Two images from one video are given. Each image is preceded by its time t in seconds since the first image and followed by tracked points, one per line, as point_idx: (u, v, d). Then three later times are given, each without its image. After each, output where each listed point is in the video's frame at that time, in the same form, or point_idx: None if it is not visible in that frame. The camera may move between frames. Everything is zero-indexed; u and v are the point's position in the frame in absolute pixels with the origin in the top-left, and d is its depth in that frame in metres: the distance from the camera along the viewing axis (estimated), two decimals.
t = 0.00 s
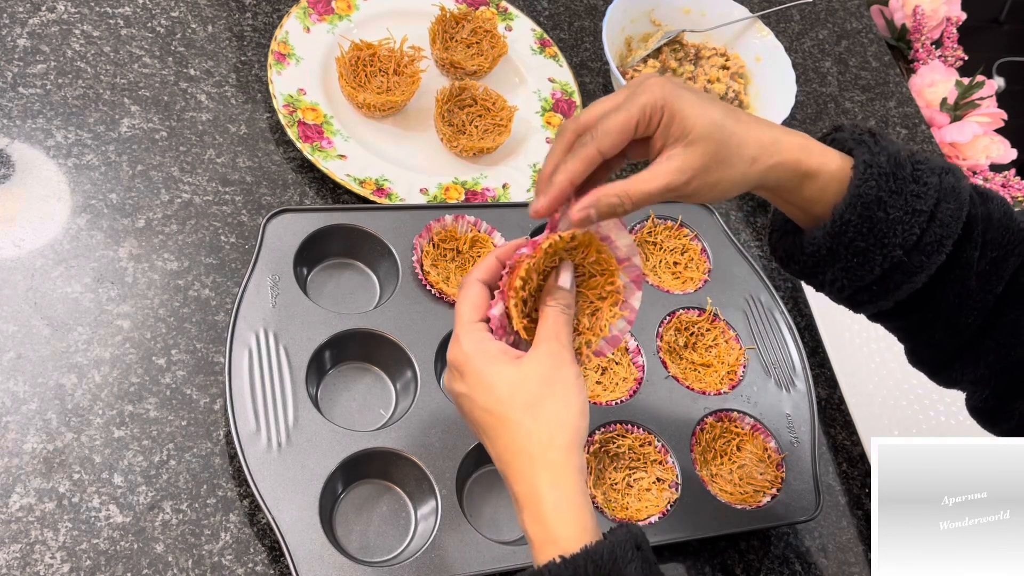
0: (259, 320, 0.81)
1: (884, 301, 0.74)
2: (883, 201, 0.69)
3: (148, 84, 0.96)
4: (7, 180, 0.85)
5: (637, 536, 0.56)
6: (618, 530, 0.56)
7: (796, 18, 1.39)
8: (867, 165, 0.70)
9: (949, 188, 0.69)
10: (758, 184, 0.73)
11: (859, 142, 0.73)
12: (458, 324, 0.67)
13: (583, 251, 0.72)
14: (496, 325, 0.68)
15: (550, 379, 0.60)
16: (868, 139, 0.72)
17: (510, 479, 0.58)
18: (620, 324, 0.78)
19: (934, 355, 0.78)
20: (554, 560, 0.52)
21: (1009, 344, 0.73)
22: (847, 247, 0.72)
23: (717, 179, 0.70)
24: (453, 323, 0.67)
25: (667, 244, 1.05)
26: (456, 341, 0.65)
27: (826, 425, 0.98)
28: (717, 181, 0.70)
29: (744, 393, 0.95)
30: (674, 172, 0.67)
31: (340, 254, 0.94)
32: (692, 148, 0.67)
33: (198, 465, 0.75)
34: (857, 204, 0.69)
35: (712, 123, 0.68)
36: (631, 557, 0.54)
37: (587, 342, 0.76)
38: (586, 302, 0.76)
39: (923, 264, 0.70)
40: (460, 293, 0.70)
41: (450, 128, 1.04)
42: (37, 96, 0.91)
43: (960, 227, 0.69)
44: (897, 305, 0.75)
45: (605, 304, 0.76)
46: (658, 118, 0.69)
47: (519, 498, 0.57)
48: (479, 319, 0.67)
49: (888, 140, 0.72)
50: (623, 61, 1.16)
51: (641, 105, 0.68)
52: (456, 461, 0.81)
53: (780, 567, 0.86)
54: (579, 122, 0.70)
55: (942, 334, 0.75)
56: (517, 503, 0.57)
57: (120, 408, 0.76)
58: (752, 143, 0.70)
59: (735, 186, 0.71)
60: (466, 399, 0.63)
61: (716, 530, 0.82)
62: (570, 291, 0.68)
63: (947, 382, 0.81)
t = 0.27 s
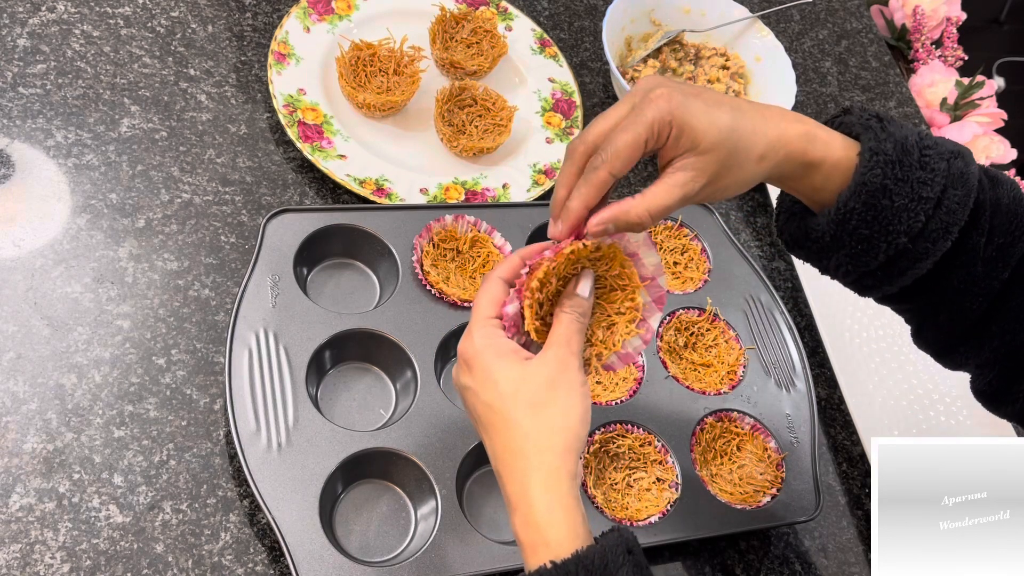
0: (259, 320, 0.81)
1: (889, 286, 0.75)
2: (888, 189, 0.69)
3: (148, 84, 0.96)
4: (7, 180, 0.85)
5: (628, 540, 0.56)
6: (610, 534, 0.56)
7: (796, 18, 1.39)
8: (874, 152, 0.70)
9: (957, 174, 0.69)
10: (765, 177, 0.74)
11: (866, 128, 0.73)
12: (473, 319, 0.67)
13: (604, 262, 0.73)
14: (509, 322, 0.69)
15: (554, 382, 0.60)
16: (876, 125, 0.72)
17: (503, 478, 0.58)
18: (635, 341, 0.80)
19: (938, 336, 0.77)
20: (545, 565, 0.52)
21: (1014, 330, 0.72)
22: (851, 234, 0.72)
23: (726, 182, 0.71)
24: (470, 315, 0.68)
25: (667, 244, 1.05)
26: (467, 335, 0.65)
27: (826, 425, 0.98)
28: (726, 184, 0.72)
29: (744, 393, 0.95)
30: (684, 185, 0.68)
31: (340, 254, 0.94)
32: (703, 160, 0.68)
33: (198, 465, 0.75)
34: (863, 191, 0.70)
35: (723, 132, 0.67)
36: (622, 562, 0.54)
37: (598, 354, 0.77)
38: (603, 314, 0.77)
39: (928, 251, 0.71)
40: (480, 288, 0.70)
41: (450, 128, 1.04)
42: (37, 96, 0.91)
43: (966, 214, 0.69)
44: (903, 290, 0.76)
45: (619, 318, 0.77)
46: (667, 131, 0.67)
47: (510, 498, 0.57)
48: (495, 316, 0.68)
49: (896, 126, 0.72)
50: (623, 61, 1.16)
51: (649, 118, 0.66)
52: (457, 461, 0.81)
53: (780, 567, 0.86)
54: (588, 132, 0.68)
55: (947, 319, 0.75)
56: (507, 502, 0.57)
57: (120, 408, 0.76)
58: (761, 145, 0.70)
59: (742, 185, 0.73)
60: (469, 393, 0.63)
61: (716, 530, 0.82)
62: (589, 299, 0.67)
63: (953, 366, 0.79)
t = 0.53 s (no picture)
0: (259, 320, 0.81)
1: (881, 298, 0.73)
2: (874, 198, 0.68)
3: (148, 84, 0.96)
4: (7, 180, 0.85)
5: (634, 532, 0.56)
6: (616, 525, 0.56)
7: (796, 18, 1.39)
8: (857, 162, 0.69)
9: (940, 182, 0.68)
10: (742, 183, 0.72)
11: (848, 140, 0.72)
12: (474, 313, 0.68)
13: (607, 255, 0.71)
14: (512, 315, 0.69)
15: (556, 374, 0.60)
16: (857, 137, 0.71)
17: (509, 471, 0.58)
18: (631, 330, 0.80)
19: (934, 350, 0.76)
20: (551, 555, 0.52)
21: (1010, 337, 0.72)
22: (841, 245, 0.70)
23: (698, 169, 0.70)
24: (470, 310, 0.68)
25: (668, 244, 1.04)
26: (468, 330, 0.66)
27: (826, 425, 0.98)
28: (698, 172, 0.70)
29: (744, 393, 0.95)
30: (648, 156, 0.68)
31: (340, 253, 0.94)
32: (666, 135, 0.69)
33: (198, 465, 0.75)
34: (849, 201, 0.68)
35: (687, 112, 0.69)
36: (628, 553, 0.54)
37: (597, 344, 0.77)
38: (602, 304, 0.77)
39: (919, 259, 0.69)
40: (481, 281, 0.71)
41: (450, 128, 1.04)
42: (37, 96, 0.91)
43: (953, 221, 0.68)
44: (895, 301, 0.74)
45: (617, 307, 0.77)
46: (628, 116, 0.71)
47: (516, 490, 0.57)
48: (495, 310, 0.68)
49: (878, 137, 0.71)
50: (623, 61, 1.16)
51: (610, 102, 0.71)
52: (456, 461, 0.81)
53: (780, 567, 0.86)
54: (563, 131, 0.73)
55: (942, 330, 0.74)
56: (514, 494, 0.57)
57: (120, 408, 0.76)
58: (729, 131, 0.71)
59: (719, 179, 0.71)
60: (472, 386, 0.63)
61: (716, 530, 0.82)
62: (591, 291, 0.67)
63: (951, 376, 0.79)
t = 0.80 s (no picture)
0: (259, 320, 0.81)
1: (890, 279, 0.72)
2: (888, 171, 0.68)
3: (148, 84, 0.96)
4: (7, 180, 0.85)
5: (631, 535, 0.55)
6: (613, 529, 0.55)
7: (796, 18, 1.39)
8: (872, 136, 0.69)
9: (952, 164, 0.69)
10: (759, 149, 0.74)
11: (862, 118, 0.72)
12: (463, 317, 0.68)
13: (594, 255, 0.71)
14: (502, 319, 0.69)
15: (550, 377, 0.60)
16: (871, 115, 0.72)
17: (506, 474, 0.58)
18: (621, 327, 0.79)
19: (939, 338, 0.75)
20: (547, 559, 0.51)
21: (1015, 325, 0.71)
22: (853, 219, 0.70)
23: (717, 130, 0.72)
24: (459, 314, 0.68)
25: (667, 244, 1.04)
26: (459, 334, 0.66)
27: (826, 425, 0.98)
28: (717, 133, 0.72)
29: (744, 393, 0.95)
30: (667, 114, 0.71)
31: (340, 254, 0.94)
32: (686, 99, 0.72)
33: (198, 465, 0.75)
34: (863, 172, 0.69)
35: (696, 79, 0.73)
36: (626, 558, 0.53)
37: (588, 341, 0.77)
38: (591, 302, 0.76)
39: (930, 237, 0.69)
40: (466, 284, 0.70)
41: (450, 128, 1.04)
42: (37, 96, 0.91)
43: (965, 201, 0.68)
44: (902, 284, 0.73)
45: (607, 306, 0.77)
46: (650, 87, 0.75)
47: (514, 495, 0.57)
48: (485, 313, 0.68)
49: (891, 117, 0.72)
50: (623, 61, 1.16)
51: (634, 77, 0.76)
52: (456, 461, 0.81)
53: (780, 567, 0.86)
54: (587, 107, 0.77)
55: (949, 317, 0.73)
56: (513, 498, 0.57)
57: (120, 408, 0.76)
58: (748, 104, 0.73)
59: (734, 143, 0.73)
60: (467, 391, 0.63)
61: (716, 530, 0.82)
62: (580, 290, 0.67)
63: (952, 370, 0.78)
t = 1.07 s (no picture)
0: (259, 320, 0.81)
1: (886, 293, 0.72)
2: (884, 189, 0.68)
3: (148, 84, 0.96)
4: (7, 180, 0.85)
5: (634, 533, 0.55)
6: (615, 527, 0.55)
7: (796, 18, 1.39)
8: (869, 155, 0.69)
9: (948, 181, 0.69)
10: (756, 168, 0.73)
11: (859, 135, 0.72)
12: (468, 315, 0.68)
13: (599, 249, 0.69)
14: (506, 318, 0.70)
15: (551, 374, 0.60)
16: (869, 133, 0.72)
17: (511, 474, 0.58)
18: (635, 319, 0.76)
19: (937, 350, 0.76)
20: (550, 557, 0.52)
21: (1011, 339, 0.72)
22: (850, 235, 0.70)
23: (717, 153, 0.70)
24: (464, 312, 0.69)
25: (667, 244, 1.04)
26: (462, 333, 0.66)
27: (826, 425, 0.98)
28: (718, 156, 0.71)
29: (744, 393, 0.95)
30: (670, 143, 0.69)
31: (340, 254, 0.94)
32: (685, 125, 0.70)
33: (198, 465, 0.75)
34: (860, 191, 0.69)
35: (694, 97, 0.71)
36: (628, 555, 0.53)
37: (598, 337, 0.76)
38: (600, 296, 0.75)
39: (925, 254, 0.69)
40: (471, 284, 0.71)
41: (450, 128, 1.04)
42: (37, 96, 0.91)
43: (960, 218, 0.68)
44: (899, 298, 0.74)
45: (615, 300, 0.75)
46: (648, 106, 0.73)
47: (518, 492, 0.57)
48: (488, 311, 0.68)
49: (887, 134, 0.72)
50: (623, 61, 1.16)
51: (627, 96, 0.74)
52: (456, 461, 0.81)
53: (780, 567, 0.86)
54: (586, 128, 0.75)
55: (946, 329, 0.74)
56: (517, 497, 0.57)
57: (120, 408, 0.76)
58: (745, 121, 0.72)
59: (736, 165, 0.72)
60: (470, 390, 0.63)
61: (716, 530, 0.82)
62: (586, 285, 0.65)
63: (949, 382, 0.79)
